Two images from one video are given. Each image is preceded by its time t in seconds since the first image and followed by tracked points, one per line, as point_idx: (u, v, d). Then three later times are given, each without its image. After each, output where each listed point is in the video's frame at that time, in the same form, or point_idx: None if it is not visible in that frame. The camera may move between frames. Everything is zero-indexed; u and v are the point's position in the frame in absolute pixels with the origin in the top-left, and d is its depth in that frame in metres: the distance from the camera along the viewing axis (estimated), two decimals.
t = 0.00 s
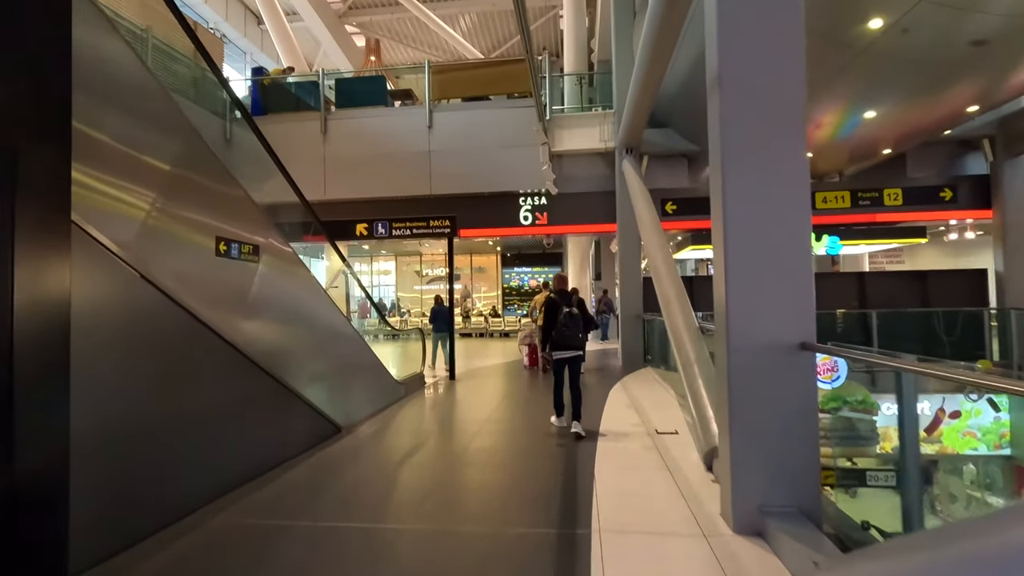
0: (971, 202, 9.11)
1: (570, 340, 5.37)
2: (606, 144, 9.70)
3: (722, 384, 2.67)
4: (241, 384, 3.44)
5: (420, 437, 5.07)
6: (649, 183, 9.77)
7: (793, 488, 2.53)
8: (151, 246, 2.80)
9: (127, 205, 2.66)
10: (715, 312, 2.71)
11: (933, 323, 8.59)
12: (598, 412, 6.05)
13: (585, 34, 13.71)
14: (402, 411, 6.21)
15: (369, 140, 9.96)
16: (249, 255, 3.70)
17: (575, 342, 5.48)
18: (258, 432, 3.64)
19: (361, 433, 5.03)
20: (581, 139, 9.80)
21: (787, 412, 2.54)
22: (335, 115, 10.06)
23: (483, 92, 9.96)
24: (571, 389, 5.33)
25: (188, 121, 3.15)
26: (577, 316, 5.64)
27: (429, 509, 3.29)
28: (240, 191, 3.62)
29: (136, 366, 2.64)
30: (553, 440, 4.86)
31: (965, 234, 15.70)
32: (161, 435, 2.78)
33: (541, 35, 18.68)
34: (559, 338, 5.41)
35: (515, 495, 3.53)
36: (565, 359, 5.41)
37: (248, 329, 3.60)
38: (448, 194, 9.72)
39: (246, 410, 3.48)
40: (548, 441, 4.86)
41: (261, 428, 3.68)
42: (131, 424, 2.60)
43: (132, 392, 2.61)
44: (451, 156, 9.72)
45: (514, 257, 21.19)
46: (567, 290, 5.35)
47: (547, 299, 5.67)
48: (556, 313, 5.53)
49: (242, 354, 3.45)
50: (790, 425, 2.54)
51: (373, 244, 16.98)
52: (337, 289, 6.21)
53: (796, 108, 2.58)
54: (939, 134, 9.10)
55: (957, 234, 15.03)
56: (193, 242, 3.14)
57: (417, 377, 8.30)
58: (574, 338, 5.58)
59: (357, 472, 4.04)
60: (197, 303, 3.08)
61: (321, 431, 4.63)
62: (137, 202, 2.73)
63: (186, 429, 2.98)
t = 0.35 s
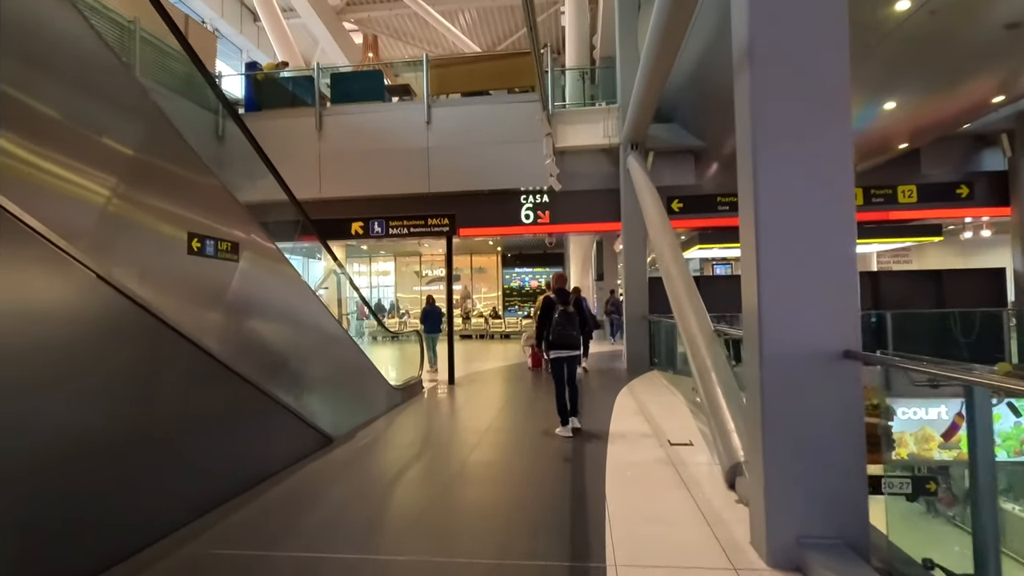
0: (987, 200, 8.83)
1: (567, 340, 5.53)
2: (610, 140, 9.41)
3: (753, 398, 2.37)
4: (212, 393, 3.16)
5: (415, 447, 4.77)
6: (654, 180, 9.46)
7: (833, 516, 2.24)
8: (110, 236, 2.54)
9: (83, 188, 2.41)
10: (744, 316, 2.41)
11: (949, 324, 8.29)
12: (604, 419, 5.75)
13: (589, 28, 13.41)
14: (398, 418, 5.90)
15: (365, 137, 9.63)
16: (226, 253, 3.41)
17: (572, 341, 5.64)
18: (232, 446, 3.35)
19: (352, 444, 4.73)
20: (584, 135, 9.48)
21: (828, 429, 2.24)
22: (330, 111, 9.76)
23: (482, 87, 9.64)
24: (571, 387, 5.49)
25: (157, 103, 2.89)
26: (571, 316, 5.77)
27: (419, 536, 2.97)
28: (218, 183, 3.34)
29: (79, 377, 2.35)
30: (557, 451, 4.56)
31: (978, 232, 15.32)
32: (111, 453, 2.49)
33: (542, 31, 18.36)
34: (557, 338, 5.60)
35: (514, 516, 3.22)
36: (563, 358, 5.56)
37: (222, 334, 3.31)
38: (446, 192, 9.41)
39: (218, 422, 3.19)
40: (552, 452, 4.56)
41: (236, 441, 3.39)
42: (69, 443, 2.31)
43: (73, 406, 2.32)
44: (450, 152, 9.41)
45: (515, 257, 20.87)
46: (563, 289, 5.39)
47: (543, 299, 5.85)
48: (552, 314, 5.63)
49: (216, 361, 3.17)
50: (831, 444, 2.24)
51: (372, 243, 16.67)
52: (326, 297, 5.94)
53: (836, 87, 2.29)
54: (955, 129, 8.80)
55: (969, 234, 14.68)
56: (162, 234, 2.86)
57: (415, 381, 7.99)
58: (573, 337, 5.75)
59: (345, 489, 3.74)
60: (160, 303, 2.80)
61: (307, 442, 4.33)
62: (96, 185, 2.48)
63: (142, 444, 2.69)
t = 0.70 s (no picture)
0: (1000, 197, 8.58)
1: (566, 340, 5.49)
2: (612, 134, 9.10)
3: (791, 407, 2.08)
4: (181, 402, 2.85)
5: (409, 457, 4.46)
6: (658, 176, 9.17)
7: (882, 542, 1.96)
8: (59, 221, 2.25)
9: (26, 163, 2.12)
10: (779, 317, 2.13)
11: (961, 325, 8.06)
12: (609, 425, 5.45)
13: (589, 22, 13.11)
14: (390, 423, 5.58)
15: (358, 130, 9.30)
16: (198, 246, 3.12)
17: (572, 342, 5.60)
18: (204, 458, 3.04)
19: (341, 453, 4.42)
20: (585, 129, 9.18)
21: (878, 443, 1.96)
22: (323, 104, 9.41)
23: (479, 80, 9.33)
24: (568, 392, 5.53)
25: (117, 77, 2.60)
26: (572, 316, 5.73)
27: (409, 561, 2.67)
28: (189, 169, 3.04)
29: (12, 385, 2.03)
30: (560, 461, 4.26)
31: (987, 230, 15.04)
32: (54, 473, 2.17)
33: (541, 26, 18.04)
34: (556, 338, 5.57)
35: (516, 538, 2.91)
36: (562, 358, 5.52)
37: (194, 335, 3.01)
38: (442, 188, 9.10)
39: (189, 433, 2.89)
40: (555, 461, 4.26)
41: (211, 453, 3.09)
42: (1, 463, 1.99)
43: (8, 418, 2.01)
44: (446, 147, 9.10)
45: (513, 256, 20.58)
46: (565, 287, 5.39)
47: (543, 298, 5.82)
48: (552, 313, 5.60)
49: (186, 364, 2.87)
50: (880, 462, 1.96)
51: (366, 241, 16.32)
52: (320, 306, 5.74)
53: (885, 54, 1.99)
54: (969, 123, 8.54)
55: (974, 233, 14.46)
56: (121, 222, 2.57)
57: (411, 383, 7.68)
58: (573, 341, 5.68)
59: (331, 506, 3.42)
60: (118, 297, 2.50)
61: (291, 452, 4.02)
62: (42, 160, 2.19)
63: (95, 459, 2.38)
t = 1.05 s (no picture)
0: (1014, 190, 8.32)
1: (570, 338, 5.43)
2: (613, 127, 8.83)
3: (841, 418, 1.80)
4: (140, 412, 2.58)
5: (401, 467, 4.18)
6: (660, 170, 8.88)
7: None
8: None
9: None
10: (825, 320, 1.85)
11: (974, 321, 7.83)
12: (614, 431, 5.17)
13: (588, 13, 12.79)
14: (383, 429, 5.28)
15: (351, 123, 8.96)
16: (163, 239, 2.86)
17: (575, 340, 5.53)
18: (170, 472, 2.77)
19: (329, 465, 4.11)
20: (585, 122, 8.91)
21: (944, 462, 1.68)
22: (314, 95, 9.07)
23: (475, 71, 9.03)
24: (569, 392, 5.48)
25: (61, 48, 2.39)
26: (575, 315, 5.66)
27: None
28: (152, 153, 2.79)
29: None
30: (563, 471, 3.98)
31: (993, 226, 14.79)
32: None
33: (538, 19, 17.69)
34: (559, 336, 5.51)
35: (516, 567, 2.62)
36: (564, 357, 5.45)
37: (156, 335, 2.74)
38: (437, 182, 8.79)
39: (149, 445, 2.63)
40: (557, 470, 3.99)
41: (177, 466, 2.82)
42: None
43: None
44: (442, 140, 8.79)
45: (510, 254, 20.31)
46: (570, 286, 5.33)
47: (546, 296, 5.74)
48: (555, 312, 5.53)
49: (143, 367, 2.61)
50: (946, 490, 1.68)
51: (360, 238, 16.00)
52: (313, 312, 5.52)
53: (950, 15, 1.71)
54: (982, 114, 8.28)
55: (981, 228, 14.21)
56: (66, 203, 2.32)
57: (406, 386, 7.37)
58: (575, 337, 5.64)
59: (315, 523, 3.16)
60: (58, 291, 2.23)
61: (272, 462, 3.74)
62: None
63: (36, 478, 2.11)
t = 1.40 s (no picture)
0: None
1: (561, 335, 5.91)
2: (615, 124, 8.60)
3: (906, 438, 1.53)
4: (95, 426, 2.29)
5: (393, 480, 3.89)
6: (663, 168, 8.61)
7: None
8: None
9: None
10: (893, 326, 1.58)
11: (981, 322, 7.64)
12: (618, 439, 4.88)
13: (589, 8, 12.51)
14: (374, 438, 4.98)
15: (343, 118, 8.63)
16: (119, 229, 2.56)
17: (567, 338, 5.98)
18: (130, 494, 2.47)
19: (313, 478, 3.82)
20: (585, 118, 8.63)
21: None
22: (305, 89, 8.75)
23: (472, 65, 8.73)
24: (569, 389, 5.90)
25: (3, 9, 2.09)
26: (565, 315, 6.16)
27: None
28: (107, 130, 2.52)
29: None
30: (565, 485, 3.70)
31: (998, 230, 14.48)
32: None
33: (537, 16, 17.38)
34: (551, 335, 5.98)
35: None
36: (559, 354, 5.87)
37: (111, 338, 2.44)
38: (433, 180, 8.50)
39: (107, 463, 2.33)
40: (559, 484, 3.71)
41: (138, 486, 2.52)
42: None
43: None
44: (438, 136, 8.50)
45: (506, 255, 20.05)
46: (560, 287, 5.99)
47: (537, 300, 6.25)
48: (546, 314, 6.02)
49: (96, 376, 2.30)
50: None
51: (354, 238, 15.70)
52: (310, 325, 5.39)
53: None
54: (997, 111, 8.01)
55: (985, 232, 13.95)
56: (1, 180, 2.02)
57: (400, 391, 7.07)
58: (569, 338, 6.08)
59: (296, 545, 2.87)
60: None
61: (251, 476, 3.45)
62: None
63: None
